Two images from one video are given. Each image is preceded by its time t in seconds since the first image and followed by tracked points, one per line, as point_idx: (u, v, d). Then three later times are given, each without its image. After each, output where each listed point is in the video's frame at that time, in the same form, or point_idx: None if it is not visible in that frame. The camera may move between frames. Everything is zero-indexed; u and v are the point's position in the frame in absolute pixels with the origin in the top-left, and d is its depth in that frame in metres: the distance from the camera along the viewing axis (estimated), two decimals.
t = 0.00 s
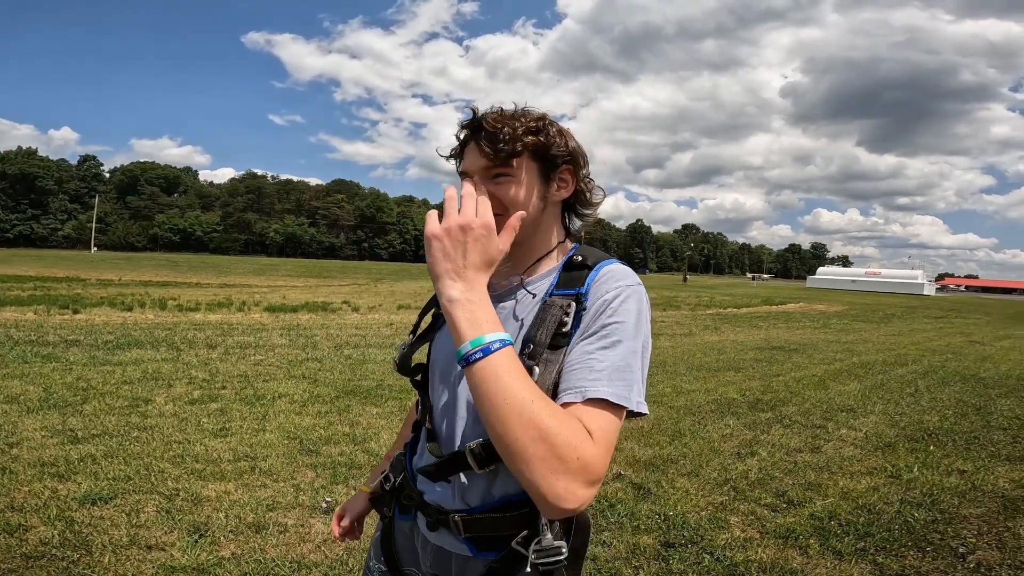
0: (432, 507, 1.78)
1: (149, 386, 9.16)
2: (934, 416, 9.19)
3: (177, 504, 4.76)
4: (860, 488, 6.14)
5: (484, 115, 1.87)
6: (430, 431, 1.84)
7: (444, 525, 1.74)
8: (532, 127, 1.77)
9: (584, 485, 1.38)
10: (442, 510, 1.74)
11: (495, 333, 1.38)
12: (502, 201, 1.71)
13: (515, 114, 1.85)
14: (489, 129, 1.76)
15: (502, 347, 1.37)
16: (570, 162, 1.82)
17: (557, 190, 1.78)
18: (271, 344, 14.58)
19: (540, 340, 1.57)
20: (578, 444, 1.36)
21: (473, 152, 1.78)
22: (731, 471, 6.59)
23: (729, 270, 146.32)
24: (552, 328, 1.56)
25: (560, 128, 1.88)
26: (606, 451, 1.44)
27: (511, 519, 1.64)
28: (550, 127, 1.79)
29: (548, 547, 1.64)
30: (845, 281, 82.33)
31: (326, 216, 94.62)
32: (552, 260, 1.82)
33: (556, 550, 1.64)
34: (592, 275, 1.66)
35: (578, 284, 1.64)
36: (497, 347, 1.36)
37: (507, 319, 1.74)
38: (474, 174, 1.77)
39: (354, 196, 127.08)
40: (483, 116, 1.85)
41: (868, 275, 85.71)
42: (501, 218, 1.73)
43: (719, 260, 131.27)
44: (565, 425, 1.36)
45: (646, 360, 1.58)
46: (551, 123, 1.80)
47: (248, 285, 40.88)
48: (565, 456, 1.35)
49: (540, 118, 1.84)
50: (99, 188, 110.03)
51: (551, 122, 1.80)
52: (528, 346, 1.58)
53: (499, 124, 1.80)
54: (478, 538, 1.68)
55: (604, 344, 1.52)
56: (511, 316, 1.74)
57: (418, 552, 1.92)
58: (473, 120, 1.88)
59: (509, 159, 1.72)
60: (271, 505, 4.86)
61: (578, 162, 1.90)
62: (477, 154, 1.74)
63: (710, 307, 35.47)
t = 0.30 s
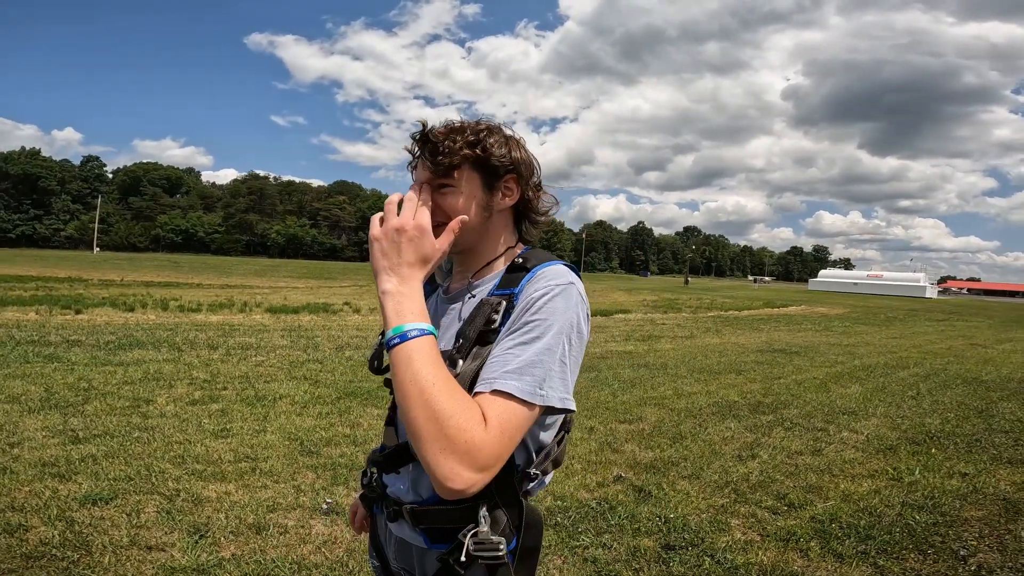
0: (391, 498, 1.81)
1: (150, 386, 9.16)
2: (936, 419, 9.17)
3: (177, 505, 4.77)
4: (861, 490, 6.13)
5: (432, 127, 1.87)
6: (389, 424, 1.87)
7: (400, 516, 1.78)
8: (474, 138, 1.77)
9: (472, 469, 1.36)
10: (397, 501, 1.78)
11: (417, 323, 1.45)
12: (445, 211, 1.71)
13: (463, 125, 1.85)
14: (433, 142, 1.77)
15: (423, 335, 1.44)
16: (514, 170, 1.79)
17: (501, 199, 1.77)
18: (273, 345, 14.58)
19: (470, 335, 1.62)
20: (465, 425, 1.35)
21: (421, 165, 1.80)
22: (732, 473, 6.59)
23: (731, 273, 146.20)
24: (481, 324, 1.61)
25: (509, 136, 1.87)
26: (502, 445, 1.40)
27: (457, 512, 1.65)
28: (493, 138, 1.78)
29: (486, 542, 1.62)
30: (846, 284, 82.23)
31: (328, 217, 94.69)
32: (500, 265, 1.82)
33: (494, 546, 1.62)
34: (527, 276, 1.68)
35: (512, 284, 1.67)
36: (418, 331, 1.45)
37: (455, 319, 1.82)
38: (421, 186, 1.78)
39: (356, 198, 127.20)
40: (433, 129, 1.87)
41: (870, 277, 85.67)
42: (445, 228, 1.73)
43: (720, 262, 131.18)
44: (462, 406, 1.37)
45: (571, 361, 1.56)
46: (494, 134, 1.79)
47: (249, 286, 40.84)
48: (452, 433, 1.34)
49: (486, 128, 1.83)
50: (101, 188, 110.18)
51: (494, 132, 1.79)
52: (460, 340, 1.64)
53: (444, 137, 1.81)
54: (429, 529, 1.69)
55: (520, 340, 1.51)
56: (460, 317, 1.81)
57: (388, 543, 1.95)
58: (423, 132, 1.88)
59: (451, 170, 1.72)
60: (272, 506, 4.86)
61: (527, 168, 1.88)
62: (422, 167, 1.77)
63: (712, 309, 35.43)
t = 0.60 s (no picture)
0: (391, 509, 1.86)
1: (166, 390, 9.30)
2: (949, 425, 9.14)
3: (198, 510, 4.87)
4: (872, 497, 6.14)
5: (416, 165, 1.94)
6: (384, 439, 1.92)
7: (402, 525, 1.83)
8: (456, 177, 1.84)
9: (468, 486, 1.44)
10: (398, 511, 1.83)
11: (411, 356, 1.50)
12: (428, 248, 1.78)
13: (444, 162, 1.92)
14: (417, 180, 1.83)
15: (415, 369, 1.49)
16: (493, 208, 1.87)
17: (481, 235, 1.84)
18: (286, 348, 14.71)
19: (455, 364, 1.69)
20: (460, 449, 1.43)
21: (405, 201, 1.86)
22: (743, 480, 6.62)
23: (741, 274, 145.49)
24: (464, 354, 1.68)
25: (490, 173, 1.94)
26: (491, 463, 1.50)
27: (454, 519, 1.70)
28: (474, 177, 1.86)
29: (480, 545, 1.67)
30: (857, 286, 81.63)
31: (337, 218, 95.14)
32: (481, 295, 1.89)
33: (488, 549, 1.66)
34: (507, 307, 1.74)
35: (491, 315, 1.73)
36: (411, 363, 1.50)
37: (441, 348, 1.88)
38: (406, 221, 1.85)
39: (365, 199, 127.77)
40: (416, 166, 1.94)
41: (881, 279, 85.03)
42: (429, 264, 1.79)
43: (730, 264, 130.58)
44: (456, 431, 1.44)
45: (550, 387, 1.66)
46: (475, 173, 1.86)
47: (260, 288, 41.07)
48: (449, 457, 1.42)
49: (467, 166, 1.90)
50: (114, 190, 111.27)
51: (475, 172, 1.86)
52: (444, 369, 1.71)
53: (428, 175, 1.87)
54: (429, 536, 1.74)
55: (503, 368, 1.60)
56: (445, 346, 1.88)
57: (392, 550, 1.99)
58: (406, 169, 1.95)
59: (434, 208, 1.78)
60: (290, 511, 4.96)
61: (506, 203, 1.96)
62: (407, 204, 1.83)
63: (722, 312, 35.32)
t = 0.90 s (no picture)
0: (417, 520, 1.89)
1: (177, 394, 9.38)
2: (959, 426, 9.12)
3: (214, 514, 4.93)
4: (882, 498, 6.14)
5: (436, 178, 1.98)
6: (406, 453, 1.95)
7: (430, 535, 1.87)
8: (477, 191, 1.88)
9: (494, 493, 1.48)
10: (425, 522, 1.86)
11: (433, 367, 1.54)
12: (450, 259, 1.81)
13: (464, 175, 1.97)
14: (438, 194, 1.88)
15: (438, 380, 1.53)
16: (513, 221, 1.91)
17: (501, 247, 1.88)
18: (294, 352, 14.78)
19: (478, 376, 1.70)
20: (485, 458, 1.48)
21: (426, 215, 1.90)
22: (753, 482, 6.63)
23: (746, 275, 145.04)
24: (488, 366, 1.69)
25: (509, 186, 1.99)
26: (516, 472, 1.53)
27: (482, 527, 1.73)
28: (495, 191, 1.90)
29: (508, 550, 1.69)
30: (864, 286, 81.19)
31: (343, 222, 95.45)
32: (500, 307, 1.92)
33: (516, 554, 1.69)
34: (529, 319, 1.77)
35: (514, 328, 1.75)
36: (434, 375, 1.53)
37: (464, 359, 1.89)
38: (428, 233, 1.89)
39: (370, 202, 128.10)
40: (437, 181, 1.98)
41: (888, 279, 84.61)
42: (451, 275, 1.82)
43: (736, 265, 130.17)
44: (480, 440, 1.49)
45: (572, 396, 1.69)
46: (496, 187, 1.91)
47: (267, 291, 41.25)
48: (474, 466, 1.46)
49: (487, 179, 1.95)
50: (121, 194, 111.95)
51: (495, 186, 1.91)
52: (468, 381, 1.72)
53: (449, 188, 1.92)
54: (457, 544, 1.77)
55: (527, 379, 1.63)
56: (467, 358, 1.89)
57: (417, 559, 2.03)
58: (426, 181, 1.99)
59: (456, 220, 1.82)
60: (304, 515, 5.01)
61: (525, 217, 2.00)
62: (428, 218, 1.87)
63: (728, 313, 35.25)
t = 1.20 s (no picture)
0: (450, 527, 1.88)
1: (185, 396, 9.41)
2: (968, 426, 9.06)
3: (223, 515, 4.93)
4: (892, 498, 6.10)
5: (484, 173, 1.98)
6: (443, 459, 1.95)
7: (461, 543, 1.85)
8: (524, 183, 1.86)
9: (533, 506, 1.48)
10: (458, 530, 1.85)
11: (481, 369, 1.53)
12: (497, 256, 1.80)
13: (512, 168, 1.95)
14: (484, 189, 1.87)
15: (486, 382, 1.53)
16: (563, 214, 1.88)
17: (552, 243, 1.86)
18: (299, 354, 14.81)
19: (530, 378, 1.67)
20: (529, 468, 1.48)
21: (473, 210, 1.90)
22: (761, 482, 6.60)
23: (751, 276, 144.65)
24: (542, 370, 1.67)
25: (558, 177, 1.95)
26: (560, 484, 1.53)
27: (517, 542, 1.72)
28: (542, 183, 1.87)
29: (545, 564, 1.67)
30: (869, 286, 80.84)
31: (347, 224, 95.65)
32: (553, 306, 1.91)
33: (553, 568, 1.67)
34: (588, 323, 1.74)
35: (570, 331, 1.73)
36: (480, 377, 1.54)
37: (513, 360, 1.89)
38: (475, 229, 1.88)
39: (374, 205, 128.35)
40: (483, 175, 1.98)
41: (893, 280, 84.21)
42: (499, 273, 1.82)
43: (741, 266, 129.86)
44: (526, 450, 1.48)
45: (628, 408, 1.68)
46: (543, 179, 1.88)
47: (271, 294, 41.36)
48: (517, 476, 1.46)
49: (534, 172, 1.92)
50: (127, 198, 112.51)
51: (542, 178, 1.88)
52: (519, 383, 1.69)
53: (495, 181, 1.90)
54: (490, 556, 1.76)
55: (580, 386, 1.62)
56: (518, 359, 1.88)
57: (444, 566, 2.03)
58: (474, 176, 1.99)
59: (503, 217, 1.80)
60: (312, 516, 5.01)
61: (577, 209, 1.96)
62: (475, 213, 1.86)
63: (733, 314, 35.18)
